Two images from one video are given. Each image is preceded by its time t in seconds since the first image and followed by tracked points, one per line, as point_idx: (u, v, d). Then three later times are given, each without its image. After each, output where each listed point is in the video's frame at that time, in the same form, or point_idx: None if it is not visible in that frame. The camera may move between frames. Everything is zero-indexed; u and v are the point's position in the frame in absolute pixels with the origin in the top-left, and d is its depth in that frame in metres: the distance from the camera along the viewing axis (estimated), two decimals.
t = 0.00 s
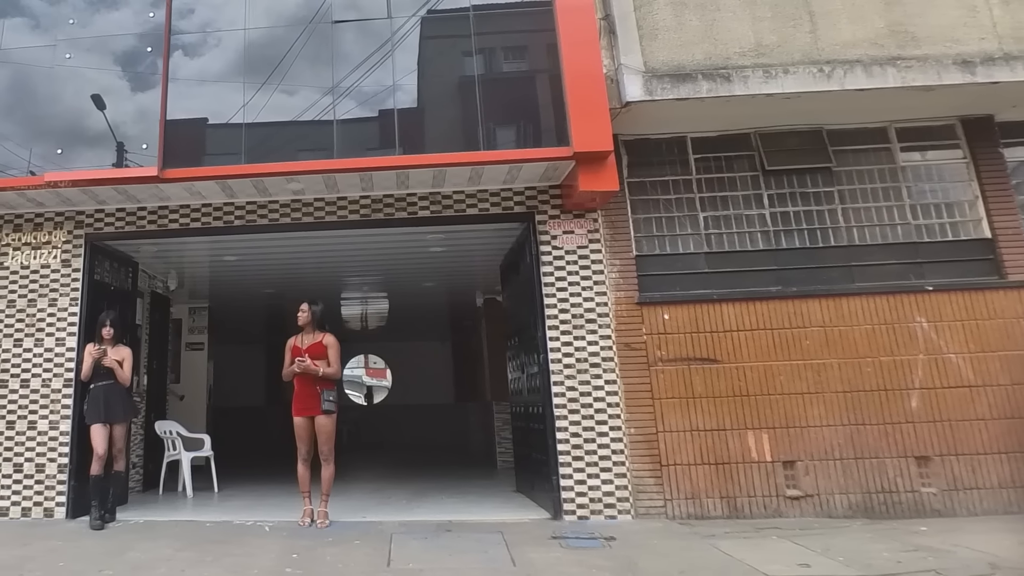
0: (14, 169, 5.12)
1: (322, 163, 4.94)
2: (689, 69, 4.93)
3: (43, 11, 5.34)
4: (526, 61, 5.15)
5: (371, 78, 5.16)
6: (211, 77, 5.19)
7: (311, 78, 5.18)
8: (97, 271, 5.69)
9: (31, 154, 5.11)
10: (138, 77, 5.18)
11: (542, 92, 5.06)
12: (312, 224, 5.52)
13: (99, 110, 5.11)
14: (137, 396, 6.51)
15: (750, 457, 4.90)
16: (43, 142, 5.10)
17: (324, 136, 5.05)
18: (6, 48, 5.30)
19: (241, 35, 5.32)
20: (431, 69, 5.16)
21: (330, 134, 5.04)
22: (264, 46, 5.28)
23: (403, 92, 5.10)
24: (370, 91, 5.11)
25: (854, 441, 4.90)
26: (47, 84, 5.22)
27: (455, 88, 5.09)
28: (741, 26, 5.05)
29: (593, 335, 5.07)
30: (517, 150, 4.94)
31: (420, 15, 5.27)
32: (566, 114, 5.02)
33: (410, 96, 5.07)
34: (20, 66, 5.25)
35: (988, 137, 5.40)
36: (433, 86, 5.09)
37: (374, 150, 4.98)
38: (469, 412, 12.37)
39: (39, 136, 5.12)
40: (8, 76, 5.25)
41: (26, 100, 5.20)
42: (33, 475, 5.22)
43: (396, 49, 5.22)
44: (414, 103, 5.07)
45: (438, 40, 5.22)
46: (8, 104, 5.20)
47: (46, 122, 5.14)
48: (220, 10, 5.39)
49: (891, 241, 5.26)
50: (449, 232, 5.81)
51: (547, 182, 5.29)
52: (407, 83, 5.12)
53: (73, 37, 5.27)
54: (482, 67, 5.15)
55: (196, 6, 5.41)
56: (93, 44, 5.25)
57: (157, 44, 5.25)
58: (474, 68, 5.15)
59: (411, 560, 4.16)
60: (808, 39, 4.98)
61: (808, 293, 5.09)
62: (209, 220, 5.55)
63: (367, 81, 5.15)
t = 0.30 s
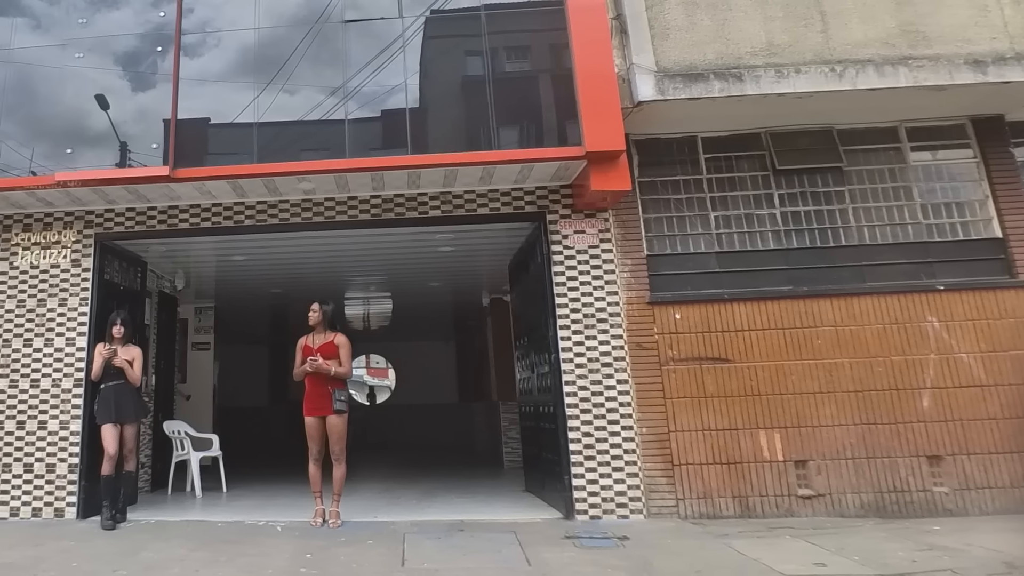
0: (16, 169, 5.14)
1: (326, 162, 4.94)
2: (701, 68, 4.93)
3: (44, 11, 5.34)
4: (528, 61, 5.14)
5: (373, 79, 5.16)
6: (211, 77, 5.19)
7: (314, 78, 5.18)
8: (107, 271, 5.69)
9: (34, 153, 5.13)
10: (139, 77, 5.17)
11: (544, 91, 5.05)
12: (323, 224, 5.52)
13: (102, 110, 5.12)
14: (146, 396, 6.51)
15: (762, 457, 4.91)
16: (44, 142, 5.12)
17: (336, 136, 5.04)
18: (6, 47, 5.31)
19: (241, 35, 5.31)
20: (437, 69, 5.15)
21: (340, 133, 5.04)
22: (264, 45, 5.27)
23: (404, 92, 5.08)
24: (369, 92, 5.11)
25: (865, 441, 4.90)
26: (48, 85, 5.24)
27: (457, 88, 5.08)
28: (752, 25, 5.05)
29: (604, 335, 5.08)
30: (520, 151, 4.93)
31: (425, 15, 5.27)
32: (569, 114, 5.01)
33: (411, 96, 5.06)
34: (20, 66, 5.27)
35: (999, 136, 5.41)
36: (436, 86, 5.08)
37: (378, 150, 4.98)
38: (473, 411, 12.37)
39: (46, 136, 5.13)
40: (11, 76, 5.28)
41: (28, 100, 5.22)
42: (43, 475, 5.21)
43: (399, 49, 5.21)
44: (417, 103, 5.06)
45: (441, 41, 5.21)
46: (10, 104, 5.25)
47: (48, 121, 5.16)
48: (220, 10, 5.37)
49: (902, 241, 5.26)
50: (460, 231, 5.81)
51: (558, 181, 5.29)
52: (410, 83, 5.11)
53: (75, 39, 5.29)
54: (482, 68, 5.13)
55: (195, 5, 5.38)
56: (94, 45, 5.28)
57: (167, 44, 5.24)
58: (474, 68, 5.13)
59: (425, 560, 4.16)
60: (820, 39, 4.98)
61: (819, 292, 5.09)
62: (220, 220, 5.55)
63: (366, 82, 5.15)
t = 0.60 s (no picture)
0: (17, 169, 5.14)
1: (332, 162, 4.94)
2: (713, 68, 4.94)
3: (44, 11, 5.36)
4: (531, 61, 5.13)
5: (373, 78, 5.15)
6: (211, 77, 5.17)
7: (317, 77, 5.17)
8: (117, 271, 5.68)
9: (37, 154, 5.13)
10: (139, 77, 5.18)
11: (547, 91, 5.04)
12: (334, 224, 5.52)
13: (107, 110, 5.15)
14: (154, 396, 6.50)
15: (774, 456, 4.91)
16: (46, 142, 5.12)
17: (348, 135, 5.04)
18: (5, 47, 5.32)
19: (241, 35, 5.28)
20: (441, 69, 5.14)
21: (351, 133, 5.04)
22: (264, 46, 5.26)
23: (404, 92, 5.10)
24: (369, 91, 5.11)
25: (877, 440, 4.90)
26: (49, 85, 5.25)
27: (461, 88, 5.07)
28: (763, 25, 5.05)
29: (616, 334, 5.08)
30: (523, 151, 4.92)
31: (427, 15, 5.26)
32: (573, 114, 5.00)
33: (411, 97, 5.08)
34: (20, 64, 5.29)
35: (1010, 136, 5.42)
36: (440, 86, 5.07)
37: (382, 150, 4.99)
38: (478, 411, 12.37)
39: (52, 136, 5.13)
40: (11, 75, 5.28)
41: (26, 100, 5.24)
42: (54, 475, 5.21)
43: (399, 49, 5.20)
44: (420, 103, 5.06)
45: (444, 40, 5.20)
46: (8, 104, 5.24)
47: (49, 122, 5.17)
48: (220, 10, 5.36)
49: (912, 241, 5.27)
50: (470, 231, 5.81)
51: (569, 181, 5.29)
52: (410, 83, 5.12)
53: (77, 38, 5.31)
54: (484, 67, 5.13)
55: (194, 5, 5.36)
56: (94, 45, 5.29)
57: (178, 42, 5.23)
58: (476, 69, 5.13)
59: (440, 560, 4.15)
60: (832, 38, 4.99)
61: (830, 292, 5.10)
62: (230, 219, 5.54)
63: (366, 81, 5.14)
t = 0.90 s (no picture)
0: (21, 169, 5.11)
1: (338, 162, 4.95)
2: (725, 68, 4.94)
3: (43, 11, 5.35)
4: (534, 61, 5.10)
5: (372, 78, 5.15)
6: (211, 76, 5.15)
7: (319, 77, 5.17)
8: (127, 270, 5.68)
9: (43, 154, 5.10)
10: (139, 77, 5.18)
11: (547, 91, 5.02)
12: (345, 224, 5.52)
13: (111, 109, 5.16)
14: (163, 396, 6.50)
15: (786, 456, 4.91)
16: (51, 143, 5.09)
17: (359, 134, 5.03)
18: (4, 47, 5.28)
19: (241, 36, 5.26)
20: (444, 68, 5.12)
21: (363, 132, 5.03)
22: (264, 47, 5.24)
23: (404, 92, 5.09)
24: (369, 92, 5.10)
25: (889, 440, 4.91)
26: (48, 85, 5.23)
27: (464, 88, 5.06)
28: (775, 24, 5.06)
29: (628, 334, 5.08)
30: (524, 151, 4.91)
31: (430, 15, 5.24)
32: (576, 114, 4.99)
33: (410, 97, 5.06)
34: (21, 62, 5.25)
35: (1020, 136, 5.43)
36: (443, 86, 5.06)
37: (384, 149, 4.99)
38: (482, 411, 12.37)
39: (58, 136, 5.11)
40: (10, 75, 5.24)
41: (25, 99, 5.21)
42: (65, 475, 5.20)
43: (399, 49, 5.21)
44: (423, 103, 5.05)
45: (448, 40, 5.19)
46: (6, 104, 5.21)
47: (51, 122, 5.14)
48: (220, 10, 5.33)
49: (923, 240, 5.27)
50: (482, 230, 5.80)
51: (581, 180, 5.29)
52: (409, 83, 5.11)
53: (72, 38, 5.29)
54: (487, 67, 5.12)
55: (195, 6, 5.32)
56: (90, 45, 5.29)
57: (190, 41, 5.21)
58: (479, 68, 5.12)
59: (454, 560, 4.15)
60: (843, 38, 4.99)
61: (842, 291, 5.11)
62: (241, 219, 5.53)
63: (365, 82, 5.13)
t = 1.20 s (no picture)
0: (27, 168, 5.10)
1: (347, 162, 4.94)
2: (737, 67, 4.94)
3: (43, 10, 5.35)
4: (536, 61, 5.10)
5: (371, 78, 5.14)
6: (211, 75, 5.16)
7: (320, 77, 5.17)
8: (137, 270, 5.67)
9: (48, 154, 5.09)
10: (140, 77, 5.20)
11: (551, 90, 5.03)
12: (357, 223, 5.51)
13: (115, 109, 5.17)
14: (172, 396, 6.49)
15: (798, 455, 4.91)
16: (57, 143, 5.10)
17: (372, 133, 5.03)
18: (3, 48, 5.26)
19: (240, 36, 5.27)
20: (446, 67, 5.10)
21: (375, 131, 5.03)
22: (264, 48, 5.24)
23: (404, 94, 5.10)
24: (369, 93, 5.10)
25: (902, 439, 4.91)
26: (50, 84, 5.24)
27: (467, 88, 5.05)
28: (787, 24, 5.06)
29: (640, 334, 5.08)
30: (527, 151, 4.91)
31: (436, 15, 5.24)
32: (578, 114, 5.00)
33: (411, 98, 5.08)
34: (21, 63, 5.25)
35: None
36: (446, 85, 5.03)
37: (389, 149, 4.99)
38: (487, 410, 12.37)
39: (64, 137, 5.11)
40: (12, 74, 5.24)
41: (25, 98, 5.19)
42: (76, 475, 5.19)
43: (395, 50, 5.20)
44: (425, 103, 5.07)
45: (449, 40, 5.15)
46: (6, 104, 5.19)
47: (55, 122, 5.15)
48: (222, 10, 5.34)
49: (935, 240, 5.28)
50: (493, 230, 5.80)
51: (593, 180, 5.29)
52: (408, 84, 5.12)
53: (72, 38, 5.30)
54: (490, 67, 5.11)
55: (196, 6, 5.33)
56: (89, 46, 5.30)
57: (201, 42, 5.21)
58: (482, 68, 5.11)
59: (470, 560, 4.15)
60: (855, 38, 4.99)
61: (854, 291, 5.12)
62: (252, 218, 5.52)
63: (365, 83, 5.14)
